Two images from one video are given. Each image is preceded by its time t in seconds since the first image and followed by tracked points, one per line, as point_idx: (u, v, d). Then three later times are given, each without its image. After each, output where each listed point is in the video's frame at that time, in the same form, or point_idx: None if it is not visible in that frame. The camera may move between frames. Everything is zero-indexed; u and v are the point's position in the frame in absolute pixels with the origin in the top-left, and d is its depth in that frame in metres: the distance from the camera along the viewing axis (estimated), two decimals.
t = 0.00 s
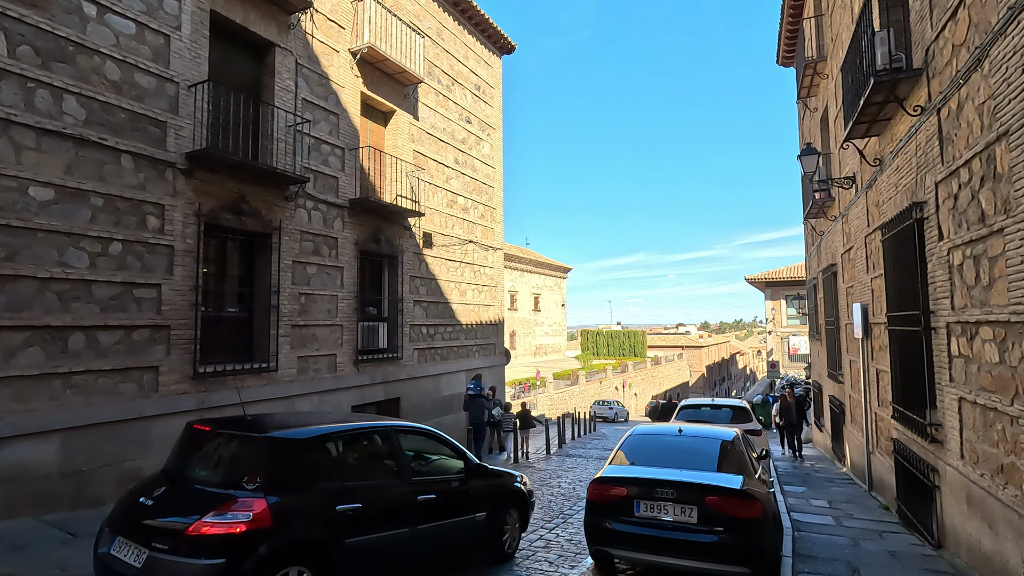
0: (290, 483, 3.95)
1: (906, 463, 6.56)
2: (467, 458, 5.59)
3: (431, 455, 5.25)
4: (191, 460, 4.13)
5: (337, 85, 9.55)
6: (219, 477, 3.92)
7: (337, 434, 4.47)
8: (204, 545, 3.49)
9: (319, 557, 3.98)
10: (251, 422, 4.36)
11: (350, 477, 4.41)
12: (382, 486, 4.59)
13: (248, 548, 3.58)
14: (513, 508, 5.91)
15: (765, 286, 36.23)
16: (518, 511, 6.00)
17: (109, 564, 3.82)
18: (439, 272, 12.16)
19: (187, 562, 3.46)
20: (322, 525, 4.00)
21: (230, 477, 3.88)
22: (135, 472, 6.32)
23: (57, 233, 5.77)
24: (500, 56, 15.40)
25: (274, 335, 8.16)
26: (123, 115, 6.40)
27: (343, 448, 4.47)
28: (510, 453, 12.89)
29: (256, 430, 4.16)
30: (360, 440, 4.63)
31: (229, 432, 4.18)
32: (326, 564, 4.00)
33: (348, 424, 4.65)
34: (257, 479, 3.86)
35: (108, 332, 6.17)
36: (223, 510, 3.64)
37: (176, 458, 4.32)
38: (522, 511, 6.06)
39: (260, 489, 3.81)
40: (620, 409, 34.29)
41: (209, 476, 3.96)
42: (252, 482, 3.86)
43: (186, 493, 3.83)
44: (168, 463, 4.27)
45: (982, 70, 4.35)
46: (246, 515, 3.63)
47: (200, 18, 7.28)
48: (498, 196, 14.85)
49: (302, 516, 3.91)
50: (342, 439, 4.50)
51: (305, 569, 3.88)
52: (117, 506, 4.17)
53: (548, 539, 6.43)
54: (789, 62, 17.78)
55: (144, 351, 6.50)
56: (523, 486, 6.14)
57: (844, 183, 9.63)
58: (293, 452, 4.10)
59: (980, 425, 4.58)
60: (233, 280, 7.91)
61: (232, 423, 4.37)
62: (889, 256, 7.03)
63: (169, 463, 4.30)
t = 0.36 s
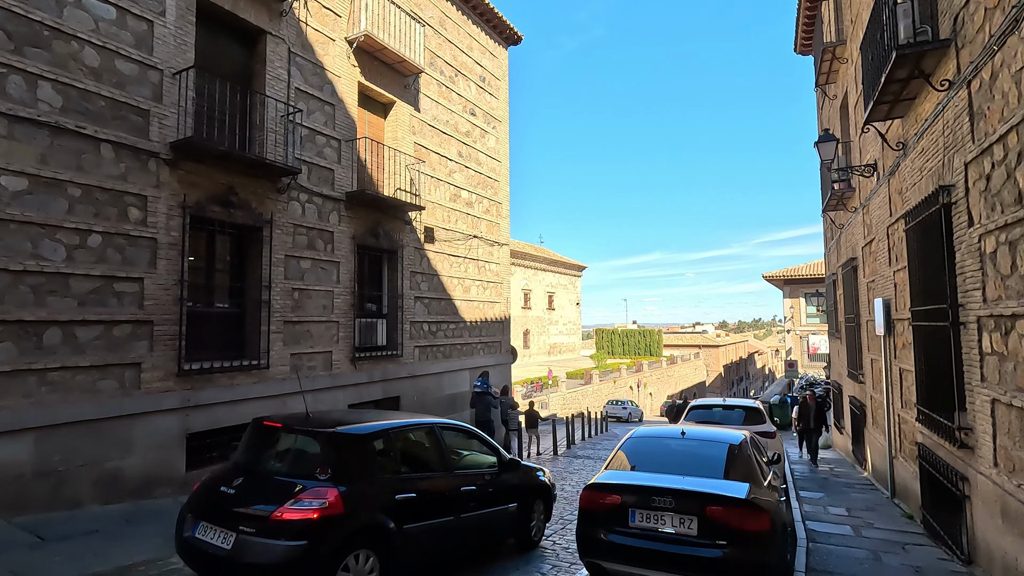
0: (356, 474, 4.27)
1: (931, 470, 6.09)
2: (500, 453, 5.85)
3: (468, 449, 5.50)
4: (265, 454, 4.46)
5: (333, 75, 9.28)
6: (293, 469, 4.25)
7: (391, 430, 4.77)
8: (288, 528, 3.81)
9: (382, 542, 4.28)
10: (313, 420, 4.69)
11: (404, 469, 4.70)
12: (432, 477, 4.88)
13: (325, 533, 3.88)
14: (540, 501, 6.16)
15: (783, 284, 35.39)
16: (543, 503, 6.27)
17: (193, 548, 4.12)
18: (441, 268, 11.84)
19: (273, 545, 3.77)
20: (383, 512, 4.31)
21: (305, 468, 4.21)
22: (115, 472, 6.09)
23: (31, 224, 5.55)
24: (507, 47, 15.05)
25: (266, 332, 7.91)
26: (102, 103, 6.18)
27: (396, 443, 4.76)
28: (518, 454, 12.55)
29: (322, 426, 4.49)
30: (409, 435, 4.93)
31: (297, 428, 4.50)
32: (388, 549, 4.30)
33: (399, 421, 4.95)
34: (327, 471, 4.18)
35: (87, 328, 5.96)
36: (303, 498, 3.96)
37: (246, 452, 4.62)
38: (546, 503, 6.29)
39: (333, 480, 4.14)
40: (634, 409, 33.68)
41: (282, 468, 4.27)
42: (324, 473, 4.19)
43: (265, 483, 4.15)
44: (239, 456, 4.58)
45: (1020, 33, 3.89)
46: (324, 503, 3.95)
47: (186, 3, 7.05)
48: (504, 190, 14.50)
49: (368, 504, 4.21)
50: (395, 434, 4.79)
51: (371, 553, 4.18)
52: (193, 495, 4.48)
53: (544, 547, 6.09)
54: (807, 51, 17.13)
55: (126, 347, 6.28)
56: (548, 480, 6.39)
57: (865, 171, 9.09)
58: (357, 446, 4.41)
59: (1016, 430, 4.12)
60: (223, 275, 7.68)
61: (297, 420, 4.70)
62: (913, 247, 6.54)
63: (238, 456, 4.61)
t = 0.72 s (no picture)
0: (411, 472, 4.70)
1: (963, 480, 5.63)
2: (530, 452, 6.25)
3: (503, 447, 5.92)
4: (326, 452, 4.89)
5: (332, 66, 9.05)
6: (354, 465, 4.69)
7: (437, 431, 5.18)
8: (355, 520, 4.27)
9: (433, 532, 4.72)
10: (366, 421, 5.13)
11: (450, 466, 5.13)
12: (473, 474, 5.29)
13: (386, 524, 4.33)
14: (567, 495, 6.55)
15: (805, 282, 34.50)
16: (569, 497, 6.66)
17: (265, 537, 4.57)
18: (446, 264, 11.55)
19: (343, 534, 4.22)
20: (435, 504, 4.74)
21: (366, 465, 4.65)
22: (101, 474, 5.92)
23: (11, 218, 5.38)
24: (515, 39, 14.72)
25: (261, 330, 7.70)
26: (87, 93, 6.00)
27: (441, 443, 5.17)
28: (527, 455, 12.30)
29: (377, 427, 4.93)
30: (452, 436, 5.34)
31: (355, 428, 4.94)
32: (439, 538, 4.76)
33: (442, 423, 5.36)
34: (387, 468, 4.62)
35: (70, 325, 5.79)
36: (366, 492, 4.41)
37: (306, 450, 5.04)
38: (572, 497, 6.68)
39: (392, 476, 4.58)
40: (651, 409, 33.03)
41: (344, 465, 4.70)
42: (383, 470, 4.62)
43: (330, 478, 4.58)
44: (300, 454, 5.02)
45: None
46: (385, 497, 4.40)
47: None
48: (512, 185, 14.17)
49: (421, 498, 4.64)
50: (441, 433, 5.23)
51: (423, 542, 4.64)
52: (259, 489, 4.93)
53: (542, 557, 5.75)
54: (829, 38, 16.45)
55: (112, 345, 6.10)
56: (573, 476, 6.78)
57: (890, 159, 8.55)
58: (410, 446, 4.83)
59: None
60: (217, 271, 7.48)
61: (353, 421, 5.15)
62: (943, 238, 6.05)
63: (299, 453, 5.05)
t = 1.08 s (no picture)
0: (460, 475, 4.78)
1: (1008, 499, 5.09)
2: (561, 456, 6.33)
3: (537, 451, 6.01)
4: (375, 455, 4.96)
5: (331, 62, 8.79)
6: (404, 468, 4.77)
7: (479, 435, 5.26)
8: (410, 521, 4.35)
9: (481, 533, 4.82)
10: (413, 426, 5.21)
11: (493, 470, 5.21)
12: (513, 477, 5.38)
13: (439, 526, 4.41)
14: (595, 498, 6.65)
15: (826, 286, 33.57)
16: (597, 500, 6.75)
17: (322, 538, 4.64)
18: (451, 266, 11.21)
19: (399, 534, 4.29)
20: (482, 506, 4.83)
21: (417, 468, 4.73)
22: (78, 483, 5.64)
23: None
24: (524, 37, 14.41)
25: (254, 332, 7.42)
26: (68, 86, 5.78)
27: (483, 447, 5.24)
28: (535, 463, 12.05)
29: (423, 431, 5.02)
30: (492, 440, 5.41)
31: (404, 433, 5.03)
32: (486, 538, 4.84)
33: (483, 427, 5.45)
34: (438, 470, 4.70)
35: (47, 326, 5.54)
36: (417, 494, 4.49)
37: (354, 453, 5.10)
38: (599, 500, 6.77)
39: (442, 479, 4.65)
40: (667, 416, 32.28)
41: (395, 468, 4.77)
42: (433, 473, 4.70)
43: (382, 481, 4.66)
44: (349, 458, 5.10)
45: None
46: (437, 499, 4.49)
47: None
48: (521, 185, 13.81)
49: (469, 501, 4.72)
50: (484, 438, 5.31)
51: (473, 542, 4.73)
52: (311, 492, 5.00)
53: None
54: (850, 32, 15.87)
55: (93, 347, 5.84)
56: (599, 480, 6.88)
57: (919, 150, 8.00)
58: (456, 450, 4.91)
59: None
60: (209, 271, 7.22)
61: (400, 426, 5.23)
62: (982, 231, 5.52)
63: (348, 457, 5.13)
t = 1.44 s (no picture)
0: (493, 474, 5.00)
1: None
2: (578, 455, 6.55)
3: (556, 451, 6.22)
4: (410, 455, 5.16)
5: (315, 50, 8.46)
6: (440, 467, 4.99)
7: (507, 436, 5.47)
8: (449, 516, 4.58)
9: (512, 528, 5.06)
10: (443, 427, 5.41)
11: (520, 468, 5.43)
12: (539, 475, 5.59)
13: (475, 521, 4.65)
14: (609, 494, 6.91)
15: (832, 287, 33.08)
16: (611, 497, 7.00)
17: (363, 534, 4.85)
18: (443, 263, 10.85)
19: (440, 530, 4.52)
20: (513, 503, 5.07)
21: (451, 467, 4.94)
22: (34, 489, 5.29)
23: None
24: (521, 30, 14.08)
25: (230, 330, 7.06)
26: (27, 68, 5.45)
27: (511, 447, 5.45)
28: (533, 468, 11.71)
29: (453, 431, 5.23)
30: (519, 441, 5.61)
31: (436, 433, 5.24)
32: (516, 533, 5.08)
33: (510, 428, 5.65)
34: (472, 469, 4.91)
35: (1, 322, 5.20)
36: (454, 492, 4.72)
37: (389, 454, 5.30)
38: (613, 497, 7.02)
39: (477, 477, 4.88)
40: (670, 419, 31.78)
41: (431, 467, 4.98)
42: (468, 472, 4.92)
43: (418, 479, 4.87)
44: (383, 458, 5.30)
45: None
46: (472, 496, 4.71)
47: None
48: (517, 182, 13.46)
49: (502, 498, 4.95)
50: (511, 438, 5.53)
51: (504, 537, 4.96)
52: (350, 491, 5.22)
53: None
54: (856, 25, 15.49)
55: (53, 345, 5.51)
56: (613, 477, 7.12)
57: (931, 138, 7.59)
58: (488, 450, 5.11)
59: None
60: (184, 266, 6.89)
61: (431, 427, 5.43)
62: (1004, 219, 5.11)
63: (382, 457, 5.34)
